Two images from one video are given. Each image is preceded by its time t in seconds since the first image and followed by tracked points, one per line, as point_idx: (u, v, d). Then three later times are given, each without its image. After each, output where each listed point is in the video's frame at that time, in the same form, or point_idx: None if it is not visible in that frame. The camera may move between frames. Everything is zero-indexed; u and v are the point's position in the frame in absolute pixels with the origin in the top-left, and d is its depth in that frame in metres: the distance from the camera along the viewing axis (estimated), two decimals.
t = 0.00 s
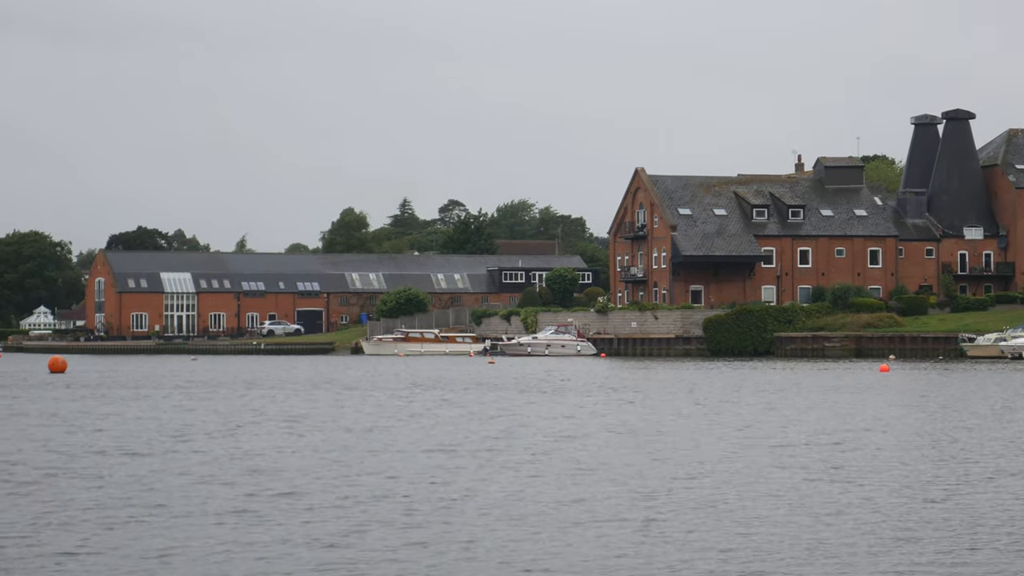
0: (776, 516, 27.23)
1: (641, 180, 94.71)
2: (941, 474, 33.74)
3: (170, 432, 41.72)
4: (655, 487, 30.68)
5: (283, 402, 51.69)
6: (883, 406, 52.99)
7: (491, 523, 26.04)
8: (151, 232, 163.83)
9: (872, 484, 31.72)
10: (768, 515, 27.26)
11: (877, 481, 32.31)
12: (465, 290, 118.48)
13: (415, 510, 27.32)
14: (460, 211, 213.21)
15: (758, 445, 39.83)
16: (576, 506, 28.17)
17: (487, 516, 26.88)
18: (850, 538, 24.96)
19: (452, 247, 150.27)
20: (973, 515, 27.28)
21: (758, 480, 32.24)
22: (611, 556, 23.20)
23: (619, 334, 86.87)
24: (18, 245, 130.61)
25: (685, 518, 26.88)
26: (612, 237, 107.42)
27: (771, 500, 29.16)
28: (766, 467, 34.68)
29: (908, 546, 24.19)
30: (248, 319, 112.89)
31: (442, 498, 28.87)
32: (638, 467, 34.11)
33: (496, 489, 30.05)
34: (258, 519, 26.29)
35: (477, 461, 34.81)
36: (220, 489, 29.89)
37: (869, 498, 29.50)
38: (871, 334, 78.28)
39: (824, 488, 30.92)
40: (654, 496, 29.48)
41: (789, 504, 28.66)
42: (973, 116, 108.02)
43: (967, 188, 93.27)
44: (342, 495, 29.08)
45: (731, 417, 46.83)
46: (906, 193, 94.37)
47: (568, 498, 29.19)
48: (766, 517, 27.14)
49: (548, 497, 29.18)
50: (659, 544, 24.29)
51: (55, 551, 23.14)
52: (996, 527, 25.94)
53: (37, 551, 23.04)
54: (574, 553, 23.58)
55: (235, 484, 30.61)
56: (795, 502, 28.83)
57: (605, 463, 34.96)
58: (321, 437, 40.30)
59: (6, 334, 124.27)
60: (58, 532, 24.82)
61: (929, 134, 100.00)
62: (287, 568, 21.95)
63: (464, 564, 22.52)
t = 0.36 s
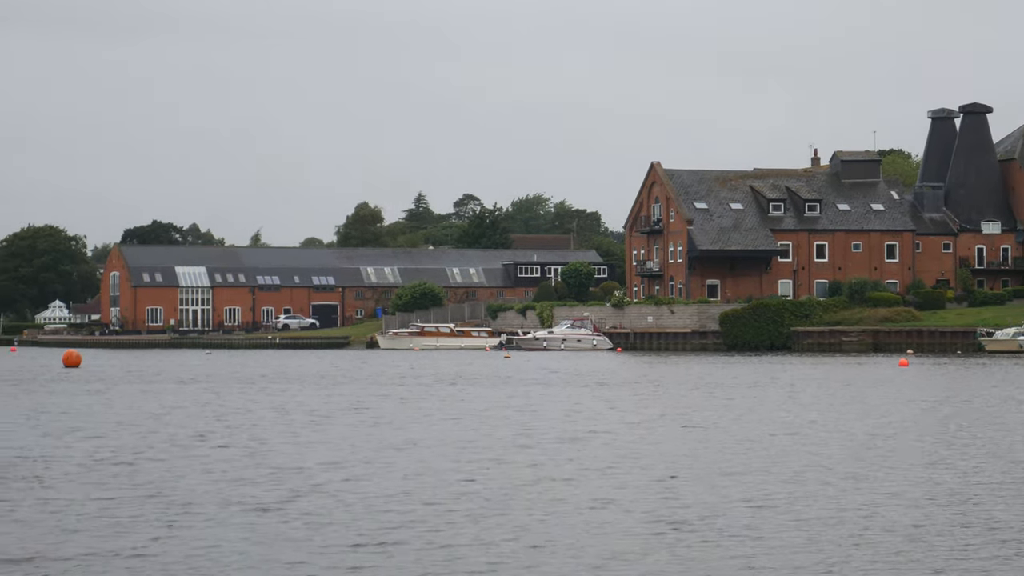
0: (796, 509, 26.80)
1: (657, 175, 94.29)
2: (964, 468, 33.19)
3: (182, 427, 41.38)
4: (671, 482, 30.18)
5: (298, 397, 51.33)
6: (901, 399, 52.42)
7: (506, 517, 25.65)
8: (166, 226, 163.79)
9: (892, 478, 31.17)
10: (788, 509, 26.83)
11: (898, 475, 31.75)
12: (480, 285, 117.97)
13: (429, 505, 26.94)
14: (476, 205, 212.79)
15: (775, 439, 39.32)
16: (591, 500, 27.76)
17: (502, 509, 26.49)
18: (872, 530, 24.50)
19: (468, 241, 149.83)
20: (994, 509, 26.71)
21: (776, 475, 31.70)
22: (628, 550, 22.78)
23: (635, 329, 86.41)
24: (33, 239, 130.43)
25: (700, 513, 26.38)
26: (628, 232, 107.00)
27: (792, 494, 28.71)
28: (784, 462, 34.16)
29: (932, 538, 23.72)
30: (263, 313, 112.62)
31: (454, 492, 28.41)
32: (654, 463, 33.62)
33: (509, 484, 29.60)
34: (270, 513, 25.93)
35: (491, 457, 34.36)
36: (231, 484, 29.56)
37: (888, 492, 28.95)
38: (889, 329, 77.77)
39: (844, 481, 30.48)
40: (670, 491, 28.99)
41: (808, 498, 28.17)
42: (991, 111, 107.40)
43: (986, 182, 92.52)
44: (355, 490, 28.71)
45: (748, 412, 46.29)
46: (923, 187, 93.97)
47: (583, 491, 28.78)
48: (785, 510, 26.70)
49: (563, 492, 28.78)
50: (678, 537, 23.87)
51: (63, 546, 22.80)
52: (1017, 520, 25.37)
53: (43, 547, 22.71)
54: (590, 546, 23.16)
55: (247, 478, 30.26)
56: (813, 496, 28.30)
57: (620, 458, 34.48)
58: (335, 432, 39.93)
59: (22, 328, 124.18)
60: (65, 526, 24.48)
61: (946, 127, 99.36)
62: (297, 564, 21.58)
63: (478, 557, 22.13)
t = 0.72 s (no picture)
0: (831, 501, 26.10)
1: (687, 164, 93.63)
2: (1002, 458, 32.52)
3: (209, 418, 40.95)
4: (702, 472, 29.57)
5: (326, 388, 50.86)
6: (936, 390, 51.74)
7: (532, 508, 25.03)
8: (196, 217, 163.68)
9: (928, 468, 30.53)
10: (821, 501, 26.14)
11: (935, 464, 31.09)
12: (510, 274, 117.42)
13: (453, 495, 26.38)
14: (505, 194, 212.27)
15: (808, 430, 38.70)
16: (620, 490, 27.11)
17: (530, 500, 25.88)
18: (909, 521, 23.81)
19: (498, 230, 149.32)
20: None
21: (809, 465, 31.08)
22: (654, 538, 22.20)
23: (665, 318, 85.80)
24: (64, 228, 130.60)
25: (731, 503, 25.77)
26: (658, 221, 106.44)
27: (827, 484, 28.02)
28: (817, 452, 33.54)
29: (968, 529, 23.01)
30: (292, 304, 112.18)
31: (482, 483, 27.84)
32: (685, 453, 33.02)
33: (536, 475, 29.03)
34: (293, 503, 25.40)
35: (521, 447, 33.82)
36: (256, 475, 29.03)
37: (923, 482, 28.29)
38: (920, 318, 77.01)
39: (880, 470, 29.83)
40: (700, 481, 28.39)
41: (841, 488, 27.55)
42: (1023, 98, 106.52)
43: (1018, 171, 91.91)
44: (381, 480, 28.16)
45: (780, 403, 45.66)
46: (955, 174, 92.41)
47: (615, 482, 28.16)
48: (821, 501, 26.02)
49: (596, 482, 28.16)
50: (709, 528, 23.21)
51: (80, 536, 22.29)
52: None
53: (60, 537, 22.22)
54: (617, 535, 22.54)
55: (272, 470, 29.72)
56: (847, 486, 27.65)
57: (650, 448, 33.88)
58: (362, 423, 39.39)
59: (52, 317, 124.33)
60: (84, 518, 23.96)
61: (979, 115, 98.27)
62: (317, 553, 21.01)
63: (503, 547, 21.53)
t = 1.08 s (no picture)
0: (853, 491, 25.53)
1: (710, 153, 93.00)
2: None
3: (228, 411, 40.56)
4: (724, 464, 29.06)
5: (346, 380, 50.43)
6: (961, 380, 51.12)
7: (549, 498, 24.43)
8: (217, 208, 163.46)
9: (954, 458, 29.99)
10: (844, 490, 25.57)
11: (959, 455, 30.56)
12: (531, 265, 116.94)
13: (472, 486, 25.94)
14: (527, 185, 211.65)
15: (832, 421, 38.18)
16: (641, 482, 26.51)
17: (548, 491, 25.29)
18: (937, 512, 23.15)
19: (519, 221, 148.83)
20: None
21: (833, 456, 30.56)
22: (675, 529, 21.73)
23: (688, 309, 85.29)
24: (85, 220, 130.65)
25: (754, 493, 25.26)
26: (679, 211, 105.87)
27: (852, 476, 27.37)
28: (843, 444, 32.99)
29: (998, 522, 22.32)
30: (313, 295, 111.83)
31: (506, 474, 27.37)
32: (707, 445, 32.52)
33: (554, 466, 28.57)
34: (306, 494, 24.85)
35: (542, 439, 33.36)
36: (270, 466, 28.54)
37: (947, 473, 27.76)
38: (945, 308, 76.22)
39: (905, 461, 29.26)
40: (722, 472, 27.91)
41: (864, 479, 27.05)
42: None
43: None
44: (397, 472, 27.61)
45: (804, 394, 45.13)
46: (980, 163, 91.92)
47: (637, 473, 27.56)
48: (848, 492, 25.43)
49: (616, 473, 27.56)
50: (733, 520, 22.65)
51: (87, 526, 21.80)
52: None
53: (66, 526, 21.72)
54: (636, 526, 21.97)
55: (287, 461, 29.22)
56: (871, 477, 27.15)
57: (672, 440, 33.39)
58: (382, 416, 38.89)
59: (73, 309, 124.28)
60: (96, 508, 23.57)
61: (1003, 103, 97.34)
62: (327, 543, 20.45)
63: (518, 538, 20.91)
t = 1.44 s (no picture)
0: (875, 487, 25.02)
1: (728, 149, 92.49)
2: None
3: (243, 407, 40.17)
4: (744, 459, 28.58)
5: (362, 377, 50.03)
6: (982, 375, 50.58)
7: (563, 495, 23.86)
8: (235, 204, 163.22)
9: (978, 453, 29.47)
10: (866, 486, 25.07)
11: (984, 449, 30.02)
12: (548, 261, 116.47)
13: (488, 481, 25.47)
14: (543, 180, 211.25)
15: (854, 416, 37.68)
16: (660, 479, 25.90)
17: (565, 488, 24.70)
18: (963, 509, 22.47)
19: (536, 217, 148.45)
20: None
21: (855, 450, 30.07)
22: (694, 525, 21.25)
23: (706, 305, 84.73)
24: (102, 216, 130.30)
25: (774, 489, 24.76)
26: (697, 206, 105.48)
27: (876, 472, 26.69)
28: (866, 439, 32.49)
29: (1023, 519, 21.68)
30: (331, 291, 111.54)
31: (524, 469, 26.93)
32: (728, 440, 32.03)
33: (571, 461, 28.11)
34: (317, 492, 24.29)
35: (559, 435, 32.92)
36: (281, 462, 28.05)
37: (971, 468, 27.25)
38: (965, 303, 75.47)
39: (929, 457, 28.75)
40: (742, 467, 27.43)
41: (887, 474, 26.56)
42: None
43: None
44: (412, 468, 27.15)
45: (823, 390, 44.64)
46: (999, 158, 91.74)
47: (654, 469, 27.06)
48: (869, 488, 24.92)
49: (634, 468, 27.08)
50: (750, 516, 22.15)
51: (91, 524, 21.25)
52: None
53: (70, 524, 21.20)
54: (655, 521, 21.49)
55: (301, 457, 28.71)
56: (893, 472, 26.64)
57: (691, 435, 32.94)
58: (398, 412, 38.42)
59: (90, 305, 124.00)
60: (105, 503, 23.16)
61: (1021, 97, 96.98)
62: (335, 542, 19.89)
63: (532, 537, 20.29)
